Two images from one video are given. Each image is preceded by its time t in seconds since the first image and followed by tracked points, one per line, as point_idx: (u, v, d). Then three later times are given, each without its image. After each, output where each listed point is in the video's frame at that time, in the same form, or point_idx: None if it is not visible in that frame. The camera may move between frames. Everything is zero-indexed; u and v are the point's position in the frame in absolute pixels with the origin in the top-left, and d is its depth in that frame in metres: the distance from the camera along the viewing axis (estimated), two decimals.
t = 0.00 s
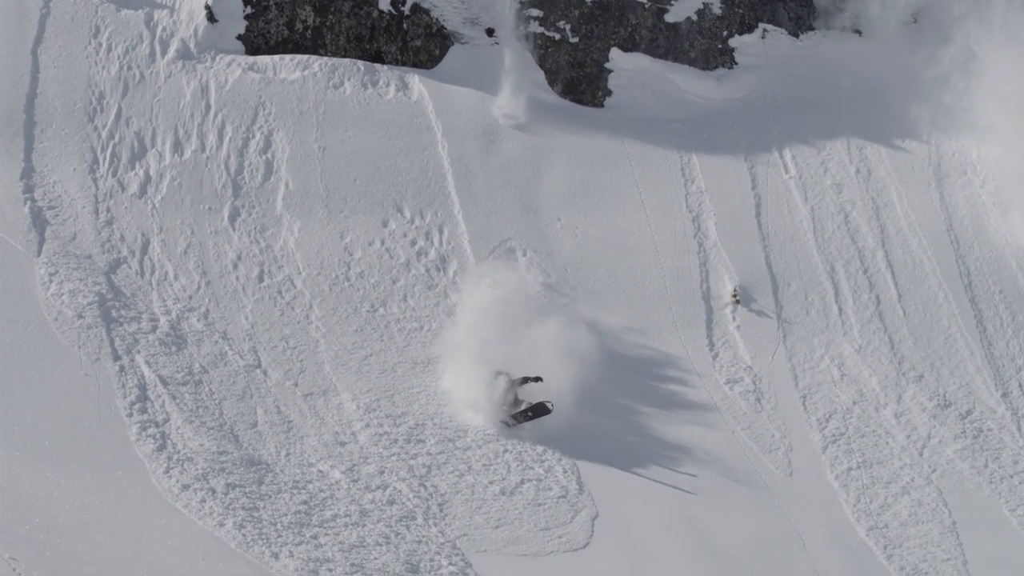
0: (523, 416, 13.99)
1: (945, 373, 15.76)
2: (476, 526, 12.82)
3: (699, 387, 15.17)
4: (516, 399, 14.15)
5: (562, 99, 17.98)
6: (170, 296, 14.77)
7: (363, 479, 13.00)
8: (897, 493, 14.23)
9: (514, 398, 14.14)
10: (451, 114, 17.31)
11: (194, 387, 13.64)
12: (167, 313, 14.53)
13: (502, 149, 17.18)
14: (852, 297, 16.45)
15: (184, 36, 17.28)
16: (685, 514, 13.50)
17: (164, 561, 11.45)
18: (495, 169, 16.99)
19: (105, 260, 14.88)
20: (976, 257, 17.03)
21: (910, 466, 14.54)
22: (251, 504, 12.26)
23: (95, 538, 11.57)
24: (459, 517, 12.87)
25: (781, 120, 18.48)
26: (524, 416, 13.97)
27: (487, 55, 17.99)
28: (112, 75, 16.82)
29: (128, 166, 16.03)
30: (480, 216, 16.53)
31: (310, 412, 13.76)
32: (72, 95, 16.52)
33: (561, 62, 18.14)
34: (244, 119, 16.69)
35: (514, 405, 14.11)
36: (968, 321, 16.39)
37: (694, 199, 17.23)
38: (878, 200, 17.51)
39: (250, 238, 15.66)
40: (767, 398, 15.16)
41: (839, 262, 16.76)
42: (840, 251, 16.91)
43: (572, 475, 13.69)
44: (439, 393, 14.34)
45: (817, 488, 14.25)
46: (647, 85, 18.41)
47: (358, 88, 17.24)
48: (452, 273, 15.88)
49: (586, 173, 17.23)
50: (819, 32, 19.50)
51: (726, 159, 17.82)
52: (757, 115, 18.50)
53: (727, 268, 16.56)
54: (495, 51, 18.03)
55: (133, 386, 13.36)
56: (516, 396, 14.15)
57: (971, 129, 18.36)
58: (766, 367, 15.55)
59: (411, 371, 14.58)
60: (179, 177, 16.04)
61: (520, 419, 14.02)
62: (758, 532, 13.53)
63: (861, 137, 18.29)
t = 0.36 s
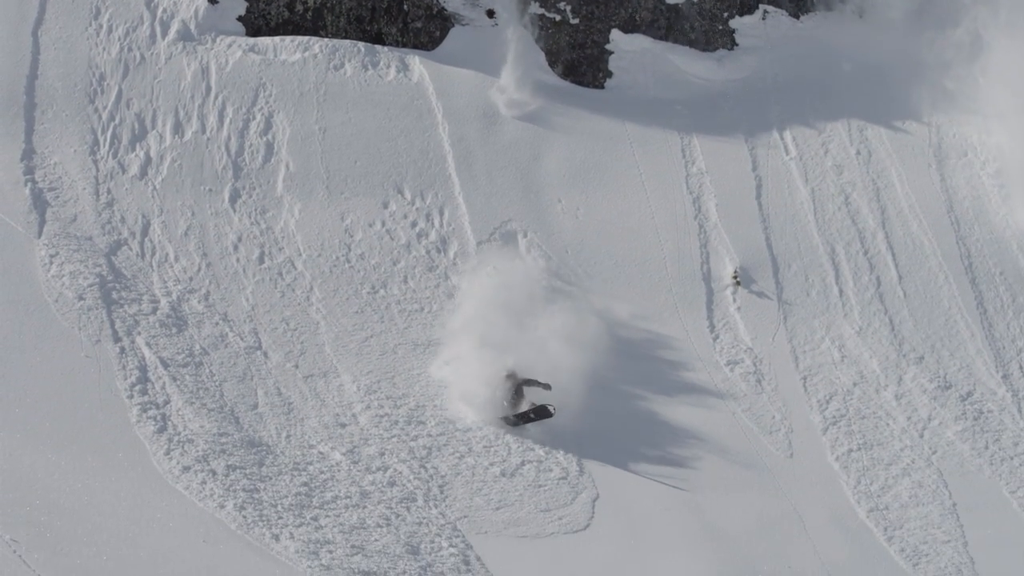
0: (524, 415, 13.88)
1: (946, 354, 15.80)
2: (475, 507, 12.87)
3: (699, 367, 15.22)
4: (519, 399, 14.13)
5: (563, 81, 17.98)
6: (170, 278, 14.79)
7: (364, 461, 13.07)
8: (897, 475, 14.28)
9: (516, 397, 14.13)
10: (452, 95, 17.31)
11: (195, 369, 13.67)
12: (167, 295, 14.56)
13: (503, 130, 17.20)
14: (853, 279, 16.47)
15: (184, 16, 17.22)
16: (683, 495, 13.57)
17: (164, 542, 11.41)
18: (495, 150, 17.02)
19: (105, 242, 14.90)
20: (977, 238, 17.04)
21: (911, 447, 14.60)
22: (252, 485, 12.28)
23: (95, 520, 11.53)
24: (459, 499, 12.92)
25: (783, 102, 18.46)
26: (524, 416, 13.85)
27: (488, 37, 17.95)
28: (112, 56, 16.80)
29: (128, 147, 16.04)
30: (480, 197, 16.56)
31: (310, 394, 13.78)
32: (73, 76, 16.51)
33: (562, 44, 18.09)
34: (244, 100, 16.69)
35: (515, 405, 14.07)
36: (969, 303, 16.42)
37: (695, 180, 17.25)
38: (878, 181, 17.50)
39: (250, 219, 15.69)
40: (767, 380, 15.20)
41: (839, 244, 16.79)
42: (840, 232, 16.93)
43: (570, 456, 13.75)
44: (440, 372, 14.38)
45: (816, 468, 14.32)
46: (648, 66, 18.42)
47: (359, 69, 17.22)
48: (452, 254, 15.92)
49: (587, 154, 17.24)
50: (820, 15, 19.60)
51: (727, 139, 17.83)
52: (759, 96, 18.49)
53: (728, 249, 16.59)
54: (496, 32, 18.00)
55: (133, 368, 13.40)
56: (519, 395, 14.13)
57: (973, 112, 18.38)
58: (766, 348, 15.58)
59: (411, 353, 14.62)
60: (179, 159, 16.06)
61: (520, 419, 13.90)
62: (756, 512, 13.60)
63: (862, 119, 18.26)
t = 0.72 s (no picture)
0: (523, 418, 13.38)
1: (944, 334, 15.85)
2: (475, 486, 12.52)
3: (698, 347, 15.19)
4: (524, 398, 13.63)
5: (563, 61, 18.20)
6: (169, 258, 14.69)
7: (363, 440, 12.73)
8: (896, 454, 14.10)
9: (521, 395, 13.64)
10: (450, 76, 17.45)
11: (194, 348, 13.38)
12: (166, 275, 14.41)
13: (501, 110, 17.35)
14: (852, 259, 16.54)
15: None
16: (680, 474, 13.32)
17: (164, 524, 10.80)
18: (494, 130, 17.15)
19: (104, 221, 14.79)
20: (975, 217, 17.19)
21: (910, 427, 14.48)
22: (250, 465, 11.77)
23: (93, 500, 10.90)
24: (459, 478, 12.56)
25: (780, 82, 18.67)
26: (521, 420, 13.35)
27: (487, 17, 18.13)
28: (111, 36, 16.81)
29: (128, 127, 16.04)
30: (479, 176, 16.67)
31: (309, 372, 13.61)
32: (71, 57, 16.52)
33: (561, 23, 18.28)
34: (243, 80, 16.72)
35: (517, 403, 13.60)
36: (968, 282, 16.50)
37: (694, 160, 17.39)
38: (877, 160, 17.65)
39: (249, 199, 15.70)
40: (767, 360, 15.15)
41: (838, 223, 16.89)
42: (839, 211, 17.03)
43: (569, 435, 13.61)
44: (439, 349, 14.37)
45: (816, 448, 14.07)
46: (646, 46, 18.76)
47: (357, 49, 17.32)
48: (451, 234, 15.97)
49: (584, 134, 17.39)
50: None
51: (726, 120, 17.96)
52: (756, 75, 18.74)
53: (726, 229, 16.66)
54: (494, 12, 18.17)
55: (132, 348, 13.03)
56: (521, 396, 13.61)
57: (969, 94, 18.55)
58: (766, 328, 15.59)
59: (410, 332, 14.60)
60: (178, 139, 16.06)
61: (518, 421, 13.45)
62: (755, 493, 13.24)
63: (861, 98, 18.46)
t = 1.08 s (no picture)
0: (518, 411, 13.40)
1: (940, 314, 15.90)
2: (470, 466, 12.55)
3: (693, 327, 15.26)
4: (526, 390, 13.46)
5: (559, 41, 18.57)
6: (165, 237, 14.71)
7: (359, 419, 12.80)
8: (892, 434, 14.11)
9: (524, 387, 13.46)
10: (446, 56, 17.66)
11: (190, 328, 13.43)
12: (162, 254, 14.44)
13: (497, 90, 17.47)
14: (847, 238, 16.64)
15: None
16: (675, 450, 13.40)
17: (160, 503, 10.84)
18: (490, 109, 17.26)
19: (100, 200, 14.80)
20: (969, 196, 17.38)
21: (905, 406, 14.50)
22: (246, 444, 11.82)
23: (89, 480, 10.92)
24: (454, 458, 12.62)
25: (774, 62, 18.90)
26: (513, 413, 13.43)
27: None
28: (107, 15, 16.84)
29: (124, 106, 16.05)
30: (475, 155, 16.74)
31: (305, 351, 13.67)
32: (67, 36, 16.53)
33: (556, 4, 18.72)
34: (239, 60, 16.84)
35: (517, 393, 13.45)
36: (963, 261, 16.60)
37: (689, 139, 17.55)
38: (872, 138, 17.81)
39: (245, 178, 15.74)
40: (763, 339, 15.22)
41: (833, 202, 17.02)
42: (834, 190, 17.17)
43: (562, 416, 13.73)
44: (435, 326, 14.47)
45: (811, 428, 14.09)
46: (640, 27, 19.12)
47: (352, 28, 17.57)
48: (447, 213, 16.04)
49: (580, 115, 17.55)
50: None
51: (721, 99, 18.19)
52: (750, 55, 18.96)
53: (722, 208, 16.79)
54: None
55: (128, 327, 13.08)
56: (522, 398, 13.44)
57: (961, 75, 18.88)
58: (762, 307, 15.67)
59: (406, 312, 14.64)
60: (174, 117, 16.08)
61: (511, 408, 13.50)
62: (750, 473, 13.24)
63: (856, 78, 18.68)
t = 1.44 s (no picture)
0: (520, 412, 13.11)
1: (936, 297, 15.95)
2: (466, 450, 12.62)
3: (689, 310, 15.31)
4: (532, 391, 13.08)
5: (555, 25, 18.41)
6: (162, 220, 14.73)
7: (355, 402, 12.88)
8: (888, 418, 14.18)
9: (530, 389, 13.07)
10: (442, 39, 17.70)
11: (186, 311, 13.46)
12: (158, 237, 14.45)
13: (494, 73, 17.50)
14: (844, 222, 16.68)
15: None
16: (672, 432, 13.49)
17: (156, 486, 10.91)
18: (486, 92, 17.28)
19: (97, 183, 14.81)
20: (966, 180, 17.42)
21: (901, 390, 14.57)
22: (243, 427, 11.87)
23: (85, 463, 11.00)
24: (450, 441, 12.69)
25: (770, 45, 18.90)
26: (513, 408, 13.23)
27: None
28: None
29: (120, 89, 16.05)
30: (472, 138, 16.77)
31: (302, 334, 13.71)
32: (64, 19, 16.53)
33: None
34: (235, 43, 16.86)
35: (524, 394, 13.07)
36: (960, 244, 16.64)
37: (686, 123, 17.59)
38: (868, 123, 17.85)
39: (242, 161, 15.75)
40: (759, 322, 15.28)
41: (830, 185, 17.06)
42: (831, 174, 17.20)
43: (559, 395, 13.74)
44: (431, 309, 14.51)
45: (807, 411, 14.16)
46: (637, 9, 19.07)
47: (349, 11, 17.58)
48: (444, 196, 16.07)
49: (577, 98, 17.57)
50: None
51: (718, 82, 18.22)
52: (747, 38, 18.94)
53: (719, 191, 16.83)
54: None
55: (124, 310, 13.11)
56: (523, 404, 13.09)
57: (958, 56, 18.84)
58: (758, 290, 15.73)
59: (402, 295, 14.67)
60: (171, 101, 16.10)
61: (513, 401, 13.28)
62: (746, 457, 13.31)
63: (852, 62, 18.70)
